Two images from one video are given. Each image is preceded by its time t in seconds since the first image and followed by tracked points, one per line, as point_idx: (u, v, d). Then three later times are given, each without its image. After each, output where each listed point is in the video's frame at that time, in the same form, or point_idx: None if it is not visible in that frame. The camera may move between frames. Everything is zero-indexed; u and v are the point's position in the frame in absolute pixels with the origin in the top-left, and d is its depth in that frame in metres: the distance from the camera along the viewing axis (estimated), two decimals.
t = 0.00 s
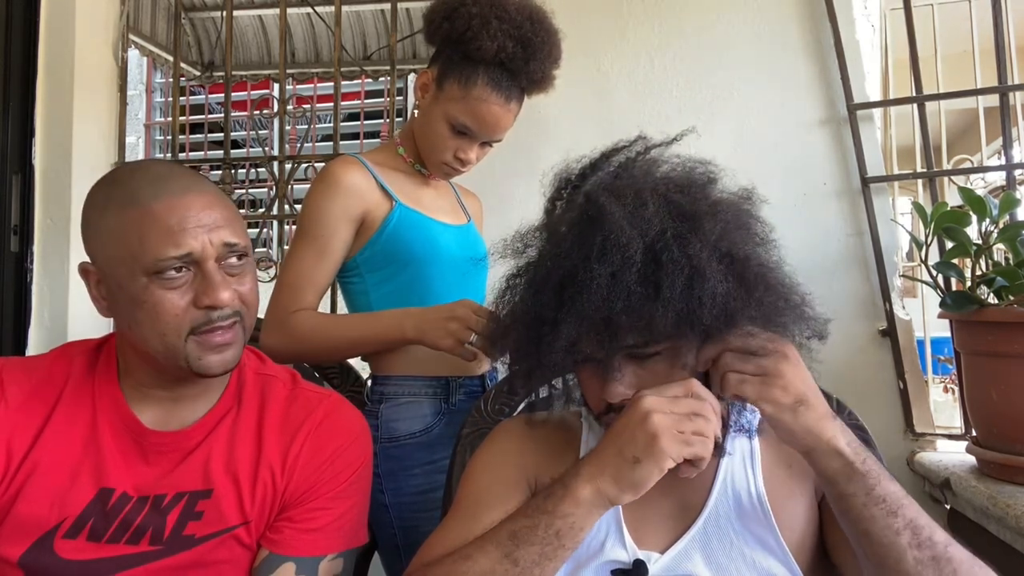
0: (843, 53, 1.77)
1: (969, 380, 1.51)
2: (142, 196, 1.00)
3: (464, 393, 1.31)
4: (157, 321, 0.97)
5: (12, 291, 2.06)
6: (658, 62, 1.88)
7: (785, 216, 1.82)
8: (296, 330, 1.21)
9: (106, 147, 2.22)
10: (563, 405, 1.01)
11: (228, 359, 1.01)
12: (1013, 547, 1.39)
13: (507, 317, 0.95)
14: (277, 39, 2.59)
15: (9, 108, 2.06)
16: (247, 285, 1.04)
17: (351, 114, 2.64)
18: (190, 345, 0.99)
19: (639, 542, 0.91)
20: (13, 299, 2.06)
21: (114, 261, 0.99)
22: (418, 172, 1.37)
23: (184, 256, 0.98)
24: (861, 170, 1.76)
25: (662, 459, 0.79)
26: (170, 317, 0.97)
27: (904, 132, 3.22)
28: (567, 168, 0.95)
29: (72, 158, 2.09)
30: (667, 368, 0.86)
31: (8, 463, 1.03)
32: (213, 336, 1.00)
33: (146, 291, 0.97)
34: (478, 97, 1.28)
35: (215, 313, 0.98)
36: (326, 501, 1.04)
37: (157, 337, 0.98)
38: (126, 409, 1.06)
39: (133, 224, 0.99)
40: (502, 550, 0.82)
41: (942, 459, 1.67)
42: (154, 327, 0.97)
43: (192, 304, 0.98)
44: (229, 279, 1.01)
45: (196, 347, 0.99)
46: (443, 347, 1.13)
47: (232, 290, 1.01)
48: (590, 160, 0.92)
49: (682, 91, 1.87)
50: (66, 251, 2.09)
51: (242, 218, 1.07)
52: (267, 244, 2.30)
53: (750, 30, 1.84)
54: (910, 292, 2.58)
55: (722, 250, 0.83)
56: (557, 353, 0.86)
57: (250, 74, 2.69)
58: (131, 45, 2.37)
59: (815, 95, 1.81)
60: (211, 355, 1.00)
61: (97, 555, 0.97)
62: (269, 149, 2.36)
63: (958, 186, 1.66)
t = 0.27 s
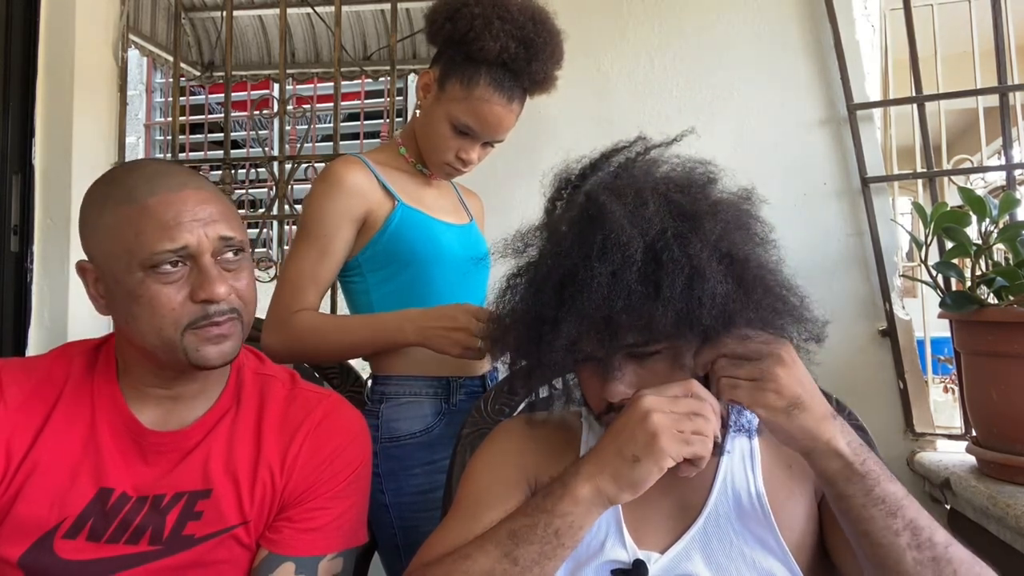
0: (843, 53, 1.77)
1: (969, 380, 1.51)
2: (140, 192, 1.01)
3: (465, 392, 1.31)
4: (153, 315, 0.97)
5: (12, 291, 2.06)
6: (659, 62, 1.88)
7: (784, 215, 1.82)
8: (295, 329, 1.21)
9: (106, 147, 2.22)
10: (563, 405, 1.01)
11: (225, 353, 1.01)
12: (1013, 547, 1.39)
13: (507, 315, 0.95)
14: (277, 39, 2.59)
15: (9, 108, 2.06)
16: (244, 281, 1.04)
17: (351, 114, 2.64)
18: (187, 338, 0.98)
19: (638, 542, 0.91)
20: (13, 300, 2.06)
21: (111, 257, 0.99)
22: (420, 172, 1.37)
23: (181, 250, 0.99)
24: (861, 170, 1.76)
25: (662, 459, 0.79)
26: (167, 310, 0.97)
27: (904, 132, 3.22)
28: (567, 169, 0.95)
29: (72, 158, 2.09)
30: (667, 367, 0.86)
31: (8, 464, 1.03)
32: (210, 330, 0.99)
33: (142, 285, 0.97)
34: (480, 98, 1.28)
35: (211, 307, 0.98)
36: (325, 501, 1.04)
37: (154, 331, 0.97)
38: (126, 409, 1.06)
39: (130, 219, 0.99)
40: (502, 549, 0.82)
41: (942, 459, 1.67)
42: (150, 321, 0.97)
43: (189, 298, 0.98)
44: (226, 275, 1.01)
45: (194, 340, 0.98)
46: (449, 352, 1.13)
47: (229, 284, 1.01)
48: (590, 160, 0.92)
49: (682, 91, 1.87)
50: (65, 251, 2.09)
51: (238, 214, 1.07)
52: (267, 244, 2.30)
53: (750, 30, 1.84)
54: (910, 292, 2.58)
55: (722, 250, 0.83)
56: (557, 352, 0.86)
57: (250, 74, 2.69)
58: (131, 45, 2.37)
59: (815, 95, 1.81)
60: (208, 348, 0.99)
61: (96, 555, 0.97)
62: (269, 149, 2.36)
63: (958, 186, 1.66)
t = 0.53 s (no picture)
0: (843, 53, 1.77)
1: (969, 380, 1.51)
2: (136, 191, 1.01)
3: (464, 392, 1.31)
4: (150, 312, 0.97)
5: (12, 291, 2.06)
6: (659, 62, 1.88)
7: (784, 216, 1.82)
8: (293, 328, 1.21)
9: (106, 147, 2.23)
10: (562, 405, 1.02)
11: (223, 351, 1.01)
12: (1013, 546, 1.39)
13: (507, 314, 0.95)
14: (277, 39, 2.59)
15: (9, 108, 2.05)
16: (241, 279, 1.04)
17: (351, 114, 2.64)
18: (185, 335, 0.98)
19: (638, 541, 0.91)
20: (13, 300, 2.06)
21: (107, 256, 0.99)
22: (422, 171, 1.37)
23: (177, 248, 0.99)
24: (861, 170, 1.76)
25: (662, 456, 0.79)
26: (164, 309, 0.97)
27: (905, 132, 3.22)
28: (569, 168, 0.96)
29: (72, 158, 2.09)
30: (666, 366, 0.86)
31: (7, 465, 1.02)
32: (208, 328, 0.99)
33: (139, 284, 0.97)
34: (482, 98, 1.28)
35: (208, 304, 0.98)
36: (324, 499, 1.04)
37: (151, 329, 0.97)
38: (125, 408, 1.06)
39: (126, 218, 0.99)
40: (502, 547, 0.82)
41: (942, 459, 1.67)
42: (147, 319, 0.97)
43: (186, 296, 0.98)
44: (223, 272, 1.01)
45: (191, 338, 0.98)
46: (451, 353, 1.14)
47: (226, 282, 1.01)
48: (593, 159, 0.93)
49: (682, 90, 1.87)
50: (65, 250, 2.09)
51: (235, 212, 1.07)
52: (267, 244, 2.30)
53: (750, 29, 1.84)
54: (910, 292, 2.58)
55: (723, 252, 0.83)
56: (557, 350, 0.85)
57: (250, 74, 2.69)
58: (131, 45, 2.37)
59: (816, 95, 1.81)
60: (205, 346, 0.99)
61: (96, 554, 0.97)
62: (269, 149, 2.36)
63: (958, 186, 1.66)
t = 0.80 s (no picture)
0: (843, 53, 1.77)
1: (970, 380, 1.51)
2: (145, 184, 1.02)
3: (464, 393, 1.31)
4: (159, 302, 0.96)
5: (12, 291, 2.06)
6: (659, 62, 1.88)
7: (784, 216, 1.82)
8: (293, 328, 1.21)
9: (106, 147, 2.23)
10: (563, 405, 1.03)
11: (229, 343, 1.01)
12: (1013, 547, 1.39)
13: (509, 313, 0.95)
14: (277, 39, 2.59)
15: (9, 108, 2.05)
16: (247, 273, 1.04)
17: (351, 114, 2.64)
18: (194, 326, 0.98)
19: (638, 541, 0.91)
20: (13, 300, 2.06)
21: (116, 247, 0.99)
22: (422, 171, 1.37)
23: (186, 239, 0.99)
24: (861, 170, 1.76)
25: (662, 455, 0.79)
26: (173, 299, 0.96)
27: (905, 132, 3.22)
28: (573, 167, 0.96)
29: (72, 158, 2.09)
30: (666, 367, 0.85)
31: (5, 464, 1.02)
32: (217, 319, 0.99)
33: (149, 275, 0.97)
34: (482, 97, 1.28)
35: (218, 294, 0.98)
36: (323, 492, 1.04)
37: (161, 320, 0.97)
38: (123, 406, 1.05)
39: (135, 210, 0.99)
40: (503, 546, 0.82)
41: (942, 460, 1.67)
42: (156, 309, 0.97)
43: (195, 287, 0.98)
44: (231, 264, 1.02)
45: (200, 329, 0.98)
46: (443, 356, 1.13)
47: (235, 273, 1.01)
48: (596, 158, 0.93)
49: (682, 90, 1.87)
50: (65, 250, 2.09)
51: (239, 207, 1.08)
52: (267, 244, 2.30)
53: (751, 29, 1.84)
54: (910, 292, 2.58)
55: (726, 254, 0.82)
56: (557, 350, 0.85)
57: (250, 74, 2.69)
58: (131, 45, 2.37)
59: (816, 95, 1.81)
60: (214, 337, 0.99)
61: (96, 551, 0.97)
62: (269, 149, 2.36)
63: (959, 186, 1.66)
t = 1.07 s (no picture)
0: (843, 53, 1.77)
1: (970, 380, 1.51)
2: (163, 163, 1.05)
3: (463, 393, 1.31)
4: (178, 273, 0.99)
5: (12, 291, 2.06)
6: (659, 62, 1.88)
7: (785, 216, 1.82)
8: (294, 331, 1.21)
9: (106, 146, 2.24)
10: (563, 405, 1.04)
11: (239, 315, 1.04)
12: (1013, 547, 1.39)
13: (510, 313, 0.95)
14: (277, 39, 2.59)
15: (9, 108, 2.05)
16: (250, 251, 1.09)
17: (351, 114, 2.64)
18: (213, 296, 1.01)
19: (638, 541, 0.91)
20: (13, 300, 2.06)
21: (131, 218, 1.00)
22: (421, 172, 1.37)
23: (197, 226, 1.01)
24: (861, 170, 1.76)
25: (665, 457, 0.79)
26: (194, 267, 1.00)
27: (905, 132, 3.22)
28: (575, 166, 0.96)
29: (71, 157, 2.09)
30: (665, 369, 0.85)
31: None
32: (232, 289, 1.03)
33: (171, 242, 1.00)
34: (480, 97, 1.28)
35: (235, 263, 1.03)
36: (306, 448, 1.01)
37: (180, 287, 0.99)
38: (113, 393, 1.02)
39: (154, 184, 1.03)
40: (504, 546, 0.82)
41: (942, 459, 1.67)
42: (176, 280, 0.99)
43: (214, 258, 1.01)
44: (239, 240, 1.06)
45: (218, 297, 1.01)
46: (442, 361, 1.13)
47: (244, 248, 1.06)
48: (599, 158, 0.93)
49: (682, 91, 1.87)
50: (65, 250, 2.09)
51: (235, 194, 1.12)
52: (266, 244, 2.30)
53: (751, 29, 1.84)
54: (910, 292, 2.58)
55: (727, 257, 0.83)
56: (557, 350, 0.86)
57: (250, 74, 2.69)
58: (131, 45, 2.37)
59: (816, 95, 1.81)
60: (229, 306, 1.02)
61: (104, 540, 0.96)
62: (269, 149, 2.36)
63: (959, 186, 1.66)
